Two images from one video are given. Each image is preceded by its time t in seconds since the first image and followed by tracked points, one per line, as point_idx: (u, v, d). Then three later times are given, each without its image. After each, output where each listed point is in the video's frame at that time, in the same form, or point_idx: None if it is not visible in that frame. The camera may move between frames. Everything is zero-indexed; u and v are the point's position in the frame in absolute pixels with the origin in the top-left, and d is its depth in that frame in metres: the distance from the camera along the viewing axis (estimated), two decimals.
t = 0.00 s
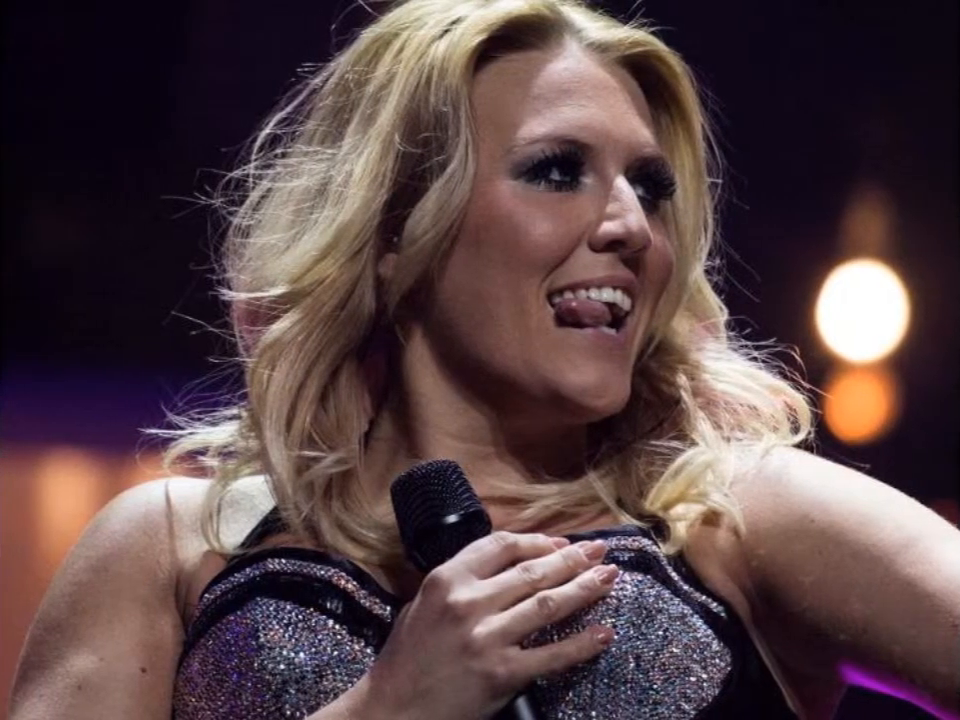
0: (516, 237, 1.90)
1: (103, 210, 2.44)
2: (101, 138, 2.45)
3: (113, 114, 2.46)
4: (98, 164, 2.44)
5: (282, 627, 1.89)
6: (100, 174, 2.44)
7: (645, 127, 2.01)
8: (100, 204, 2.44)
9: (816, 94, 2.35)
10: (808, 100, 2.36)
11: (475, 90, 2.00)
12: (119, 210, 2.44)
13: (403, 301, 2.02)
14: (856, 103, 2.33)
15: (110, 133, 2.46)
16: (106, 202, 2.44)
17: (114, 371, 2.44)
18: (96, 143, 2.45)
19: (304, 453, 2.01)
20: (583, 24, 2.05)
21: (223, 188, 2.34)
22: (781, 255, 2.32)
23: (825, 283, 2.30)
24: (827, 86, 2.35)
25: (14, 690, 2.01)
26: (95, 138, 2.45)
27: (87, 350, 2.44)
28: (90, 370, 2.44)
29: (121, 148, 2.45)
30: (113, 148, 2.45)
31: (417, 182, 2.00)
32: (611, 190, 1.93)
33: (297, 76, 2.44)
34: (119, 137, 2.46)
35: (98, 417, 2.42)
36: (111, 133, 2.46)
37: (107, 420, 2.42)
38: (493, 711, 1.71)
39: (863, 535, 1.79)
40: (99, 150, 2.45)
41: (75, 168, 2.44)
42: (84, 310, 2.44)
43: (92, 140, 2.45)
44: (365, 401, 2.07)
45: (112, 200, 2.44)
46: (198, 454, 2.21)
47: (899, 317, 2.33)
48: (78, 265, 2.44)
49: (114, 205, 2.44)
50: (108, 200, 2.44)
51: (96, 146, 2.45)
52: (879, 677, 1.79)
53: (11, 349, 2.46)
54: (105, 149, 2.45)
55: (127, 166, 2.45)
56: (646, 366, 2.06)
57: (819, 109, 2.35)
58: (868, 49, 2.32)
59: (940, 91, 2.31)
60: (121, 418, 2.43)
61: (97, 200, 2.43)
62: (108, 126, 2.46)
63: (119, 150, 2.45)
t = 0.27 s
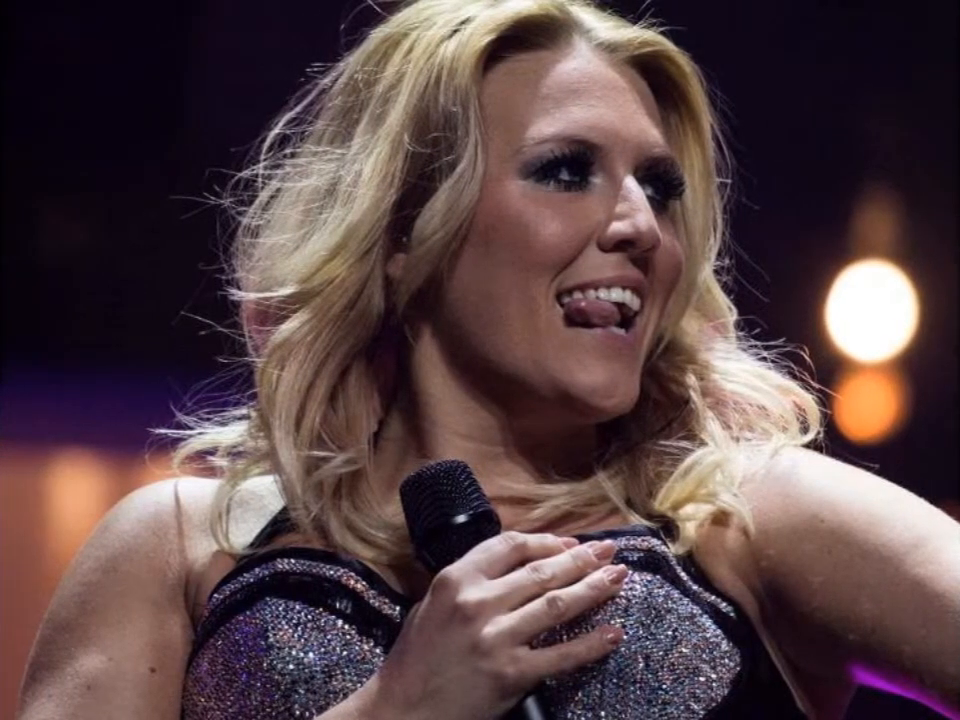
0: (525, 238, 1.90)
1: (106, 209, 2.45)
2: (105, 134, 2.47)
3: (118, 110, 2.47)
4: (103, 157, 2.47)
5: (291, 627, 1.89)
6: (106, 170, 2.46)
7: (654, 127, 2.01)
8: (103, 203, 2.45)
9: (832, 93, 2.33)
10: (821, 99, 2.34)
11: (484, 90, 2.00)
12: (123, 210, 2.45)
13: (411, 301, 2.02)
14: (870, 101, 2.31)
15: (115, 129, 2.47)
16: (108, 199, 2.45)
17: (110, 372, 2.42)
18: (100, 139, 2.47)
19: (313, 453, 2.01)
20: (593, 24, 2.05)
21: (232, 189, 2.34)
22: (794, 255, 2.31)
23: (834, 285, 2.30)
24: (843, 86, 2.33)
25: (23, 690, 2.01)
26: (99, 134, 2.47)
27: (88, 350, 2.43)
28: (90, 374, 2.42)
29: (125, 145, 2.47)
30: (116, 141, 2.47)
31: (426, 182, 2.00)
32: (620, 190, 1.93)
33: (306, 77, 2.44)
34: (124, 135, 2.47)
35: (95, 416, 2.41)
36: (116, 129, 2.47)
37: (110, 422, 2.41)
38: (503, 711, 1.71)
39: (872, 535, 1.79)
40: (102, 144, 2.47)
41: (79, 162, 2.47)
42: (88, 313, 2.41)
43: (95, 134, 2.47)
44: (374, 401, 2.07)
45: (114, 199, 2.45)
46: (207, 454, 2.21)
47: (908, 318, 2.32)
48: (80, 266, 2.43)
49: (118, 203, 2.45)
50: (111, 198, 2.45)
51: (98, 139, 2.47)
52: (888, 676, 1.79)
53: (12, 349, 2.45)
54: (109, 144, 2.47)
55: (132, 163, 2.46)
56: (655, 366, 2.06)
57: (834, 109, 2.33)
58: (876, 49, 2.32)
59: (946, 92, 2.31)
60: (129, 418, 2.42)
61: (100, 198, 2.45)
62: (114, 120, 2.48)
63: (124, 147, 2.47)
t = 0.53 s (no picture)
0: (534, 238, 1.90)
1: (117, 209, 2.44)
2: (112, 135, 2.47)
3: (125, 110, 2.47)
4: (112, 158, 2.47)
5: (300, 627, 1.89)
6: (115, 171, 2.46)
7: (664, 127, 2.01)
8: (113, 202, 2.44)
9: (833, 93, 2.33)
10: (822, 98, 2.33)
11: (493, 90, 2.00)
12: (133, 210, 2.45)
13: (420, 301, 2.02)
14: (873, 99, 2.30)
15: (122, 130, 2.47)
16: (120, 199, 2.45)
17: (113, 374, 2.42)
18: (107, 138, 2.47)
19: (322, 453, 2.01)
20: (602, 24, 2.05)
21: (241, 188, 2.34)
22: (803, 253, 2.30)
23: (842, 283, 2.28)
24: (843, 86, 2.33)
25: (32, 690, 2.01)
26: (105, 134, 2.48)
27: (90, 352, 2.43)
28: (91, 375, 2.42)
29: (134, 145, 2.46)
30: (126, 142, 2.47)
31: (435, 182, 2.00)
32: (630, 190, 1.93)
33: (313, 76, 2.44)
34: (131, 136, 2.47)
35: (100, 417, 2.41)
36: (123, 130, 2.47)
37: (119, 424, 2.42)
38: (512, 711, 1.71)
39: (882, 535, 1.79)
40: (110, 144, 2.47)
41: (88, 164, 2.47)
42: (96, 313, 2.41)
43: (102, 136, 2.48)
44: (383, 401, 2.07)
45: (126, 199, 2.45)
46: (216, 455, 2.21)
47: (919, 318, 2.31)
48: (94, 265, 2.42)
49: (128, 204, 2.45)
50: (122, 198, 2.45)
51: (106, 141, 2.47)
52: (897, 676, 1.80)
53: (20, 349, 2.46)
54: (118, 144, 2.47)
55: (139, 163, 2.46)
56: (664, 366, 2.07)
57: (836, 108, 2.33)
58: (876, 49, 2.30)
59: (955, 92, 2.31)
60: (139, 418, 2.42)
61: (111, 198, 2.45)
62: (120, 121, 2.48)
63: (134, 147, 2.46)
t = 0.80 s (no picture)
0: (543, 237, 1.90)
1: (121, 210, 2.44)
2: (116, 135, 2.45)
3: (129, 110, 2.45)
4: (118, 159, 2.45)
5: (310, 627, 1.89)
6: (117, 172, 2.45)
7: (673, 127, 2.01)
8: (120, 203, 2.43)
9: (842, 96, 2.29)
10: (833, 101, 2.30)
11: (502, 90, 2.00)
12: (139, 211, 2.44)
13: (430, 301, 2.02)
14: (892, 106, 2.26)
15: (127, 129, 2.45)
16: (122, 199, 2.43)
17: (127, 371, 2.44)
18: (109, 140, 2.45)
19: (332, 453, 2.01)
20: (611, 24, 2.05)
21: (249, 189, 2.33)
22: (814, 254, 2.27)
23: (851, 284, 2.25)
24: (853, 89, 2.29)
25: (41, 690, 2.02)
26: (110, 136, 2.45)
27: (99, 354, 2.44)
28: (99, 378, 2.43)
29: (140, 145, 2.45)
30: (129, 144, 2.45)
31: (444, 182, 2.00)
32: (639, 190, 1.93)
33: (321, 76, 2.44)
34: (137, 136, 2.45)
35: (108, 417, 2.43)
36: (128, 132, 2.45)
37: (130, 421, 2.43)
38: (521, 712, 1.71)
39: (891, 535, 1.79)
40: (115, 144, 2.45)
41: (95, 165, 2.45)
42: (110, 313, 2.42)
43: (106, 136, 2.45)
44: (392, 401, 2.07)
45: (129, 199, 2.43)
46: (226, 455, 2.21)
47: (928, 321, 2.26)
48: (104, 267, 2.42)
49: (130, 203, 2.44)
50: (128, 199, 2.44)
51: (110, 141, 2.45)
52: (905, 675, 1.81)
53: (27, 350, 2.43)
54: (123, 144, 2.45)
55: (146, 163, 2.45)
56: (674, 366, 2.06)
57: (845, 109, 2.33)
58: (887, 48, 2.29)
59: None
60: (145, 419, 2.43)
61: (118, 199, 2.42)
62: (123, 122, 2.46)
63: (138, 149, 2.45)
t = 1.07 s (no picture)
0: (552, 236, 1.90)
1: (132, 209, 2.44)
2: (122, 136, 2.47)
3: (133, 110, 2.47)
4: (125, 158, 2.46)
5: (319, 627, 1.89)
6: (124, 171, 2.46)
7: (682, 127, 2.01)
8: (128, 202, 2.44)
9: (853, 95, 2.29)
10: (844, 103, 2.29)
11: (512, 90, 2.00)
12: (148, 210, 2.44)
13: (439, 301, 2.02)
14: (905, 103, 2.24)
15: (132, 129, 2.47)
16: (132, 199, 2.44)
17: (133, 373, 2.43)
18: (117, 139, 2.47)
19: (340, 453, 2.01)
20: (620, 24, 2.05)
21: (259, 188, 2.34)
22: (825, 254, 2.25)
23: (861, 284, 2.22)
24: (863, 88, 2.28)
25: (50, 690, 2.02)
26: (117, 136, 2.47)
27: (105, 354, 2.46)
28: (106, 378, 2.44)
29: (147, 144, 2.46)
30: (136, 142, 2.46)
31: (454, 182, 2.00)
32: (648, 190, 1.93)
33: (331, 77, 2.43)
34: (141, 136, 2.46)
35: (117, 419, 2.42)
36: (133, 131, 2.47)
37: (141, 422, 2.41)
38: (530, 712, 1.70)
39: (900, 535, 1.79)
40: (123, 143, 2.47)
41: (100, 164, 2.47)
42: (118, 311, 2.44)
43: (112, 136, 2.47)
44: (402, 401, 2.07)
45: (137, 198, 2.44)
46: (235, 455, 2.21)
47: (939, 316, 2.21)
48: (113, 267, 2.45)
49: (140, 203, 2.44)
50: (135, 199, 2.44)
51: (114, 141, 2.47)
52: (915, 676, 1.81)
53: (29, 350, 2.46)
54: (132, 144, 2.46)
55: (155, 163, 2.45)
56: (683, 366, 2.06)
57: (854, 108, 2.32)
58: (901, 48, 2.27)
59: None
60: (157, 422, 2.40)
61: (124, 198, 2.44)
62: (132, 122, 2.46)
63: (147, 147, 2.46)
